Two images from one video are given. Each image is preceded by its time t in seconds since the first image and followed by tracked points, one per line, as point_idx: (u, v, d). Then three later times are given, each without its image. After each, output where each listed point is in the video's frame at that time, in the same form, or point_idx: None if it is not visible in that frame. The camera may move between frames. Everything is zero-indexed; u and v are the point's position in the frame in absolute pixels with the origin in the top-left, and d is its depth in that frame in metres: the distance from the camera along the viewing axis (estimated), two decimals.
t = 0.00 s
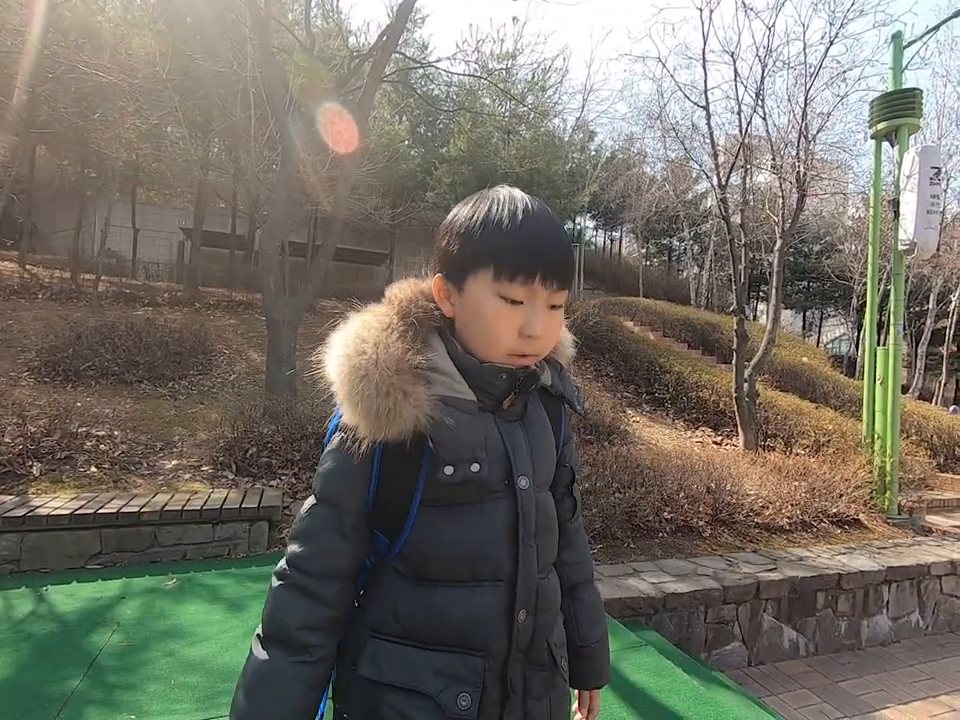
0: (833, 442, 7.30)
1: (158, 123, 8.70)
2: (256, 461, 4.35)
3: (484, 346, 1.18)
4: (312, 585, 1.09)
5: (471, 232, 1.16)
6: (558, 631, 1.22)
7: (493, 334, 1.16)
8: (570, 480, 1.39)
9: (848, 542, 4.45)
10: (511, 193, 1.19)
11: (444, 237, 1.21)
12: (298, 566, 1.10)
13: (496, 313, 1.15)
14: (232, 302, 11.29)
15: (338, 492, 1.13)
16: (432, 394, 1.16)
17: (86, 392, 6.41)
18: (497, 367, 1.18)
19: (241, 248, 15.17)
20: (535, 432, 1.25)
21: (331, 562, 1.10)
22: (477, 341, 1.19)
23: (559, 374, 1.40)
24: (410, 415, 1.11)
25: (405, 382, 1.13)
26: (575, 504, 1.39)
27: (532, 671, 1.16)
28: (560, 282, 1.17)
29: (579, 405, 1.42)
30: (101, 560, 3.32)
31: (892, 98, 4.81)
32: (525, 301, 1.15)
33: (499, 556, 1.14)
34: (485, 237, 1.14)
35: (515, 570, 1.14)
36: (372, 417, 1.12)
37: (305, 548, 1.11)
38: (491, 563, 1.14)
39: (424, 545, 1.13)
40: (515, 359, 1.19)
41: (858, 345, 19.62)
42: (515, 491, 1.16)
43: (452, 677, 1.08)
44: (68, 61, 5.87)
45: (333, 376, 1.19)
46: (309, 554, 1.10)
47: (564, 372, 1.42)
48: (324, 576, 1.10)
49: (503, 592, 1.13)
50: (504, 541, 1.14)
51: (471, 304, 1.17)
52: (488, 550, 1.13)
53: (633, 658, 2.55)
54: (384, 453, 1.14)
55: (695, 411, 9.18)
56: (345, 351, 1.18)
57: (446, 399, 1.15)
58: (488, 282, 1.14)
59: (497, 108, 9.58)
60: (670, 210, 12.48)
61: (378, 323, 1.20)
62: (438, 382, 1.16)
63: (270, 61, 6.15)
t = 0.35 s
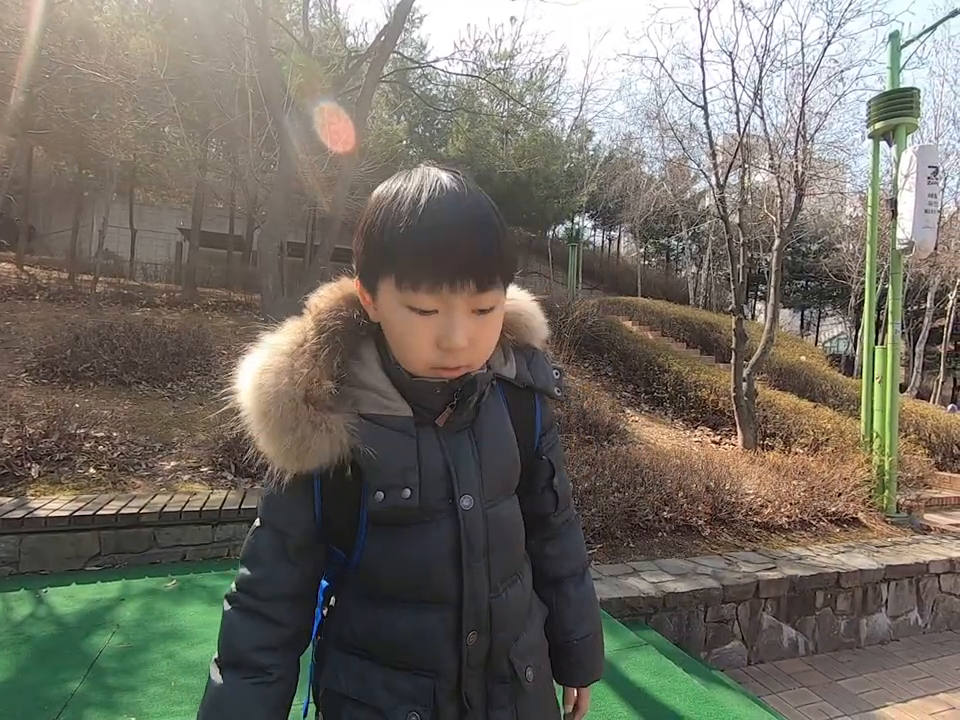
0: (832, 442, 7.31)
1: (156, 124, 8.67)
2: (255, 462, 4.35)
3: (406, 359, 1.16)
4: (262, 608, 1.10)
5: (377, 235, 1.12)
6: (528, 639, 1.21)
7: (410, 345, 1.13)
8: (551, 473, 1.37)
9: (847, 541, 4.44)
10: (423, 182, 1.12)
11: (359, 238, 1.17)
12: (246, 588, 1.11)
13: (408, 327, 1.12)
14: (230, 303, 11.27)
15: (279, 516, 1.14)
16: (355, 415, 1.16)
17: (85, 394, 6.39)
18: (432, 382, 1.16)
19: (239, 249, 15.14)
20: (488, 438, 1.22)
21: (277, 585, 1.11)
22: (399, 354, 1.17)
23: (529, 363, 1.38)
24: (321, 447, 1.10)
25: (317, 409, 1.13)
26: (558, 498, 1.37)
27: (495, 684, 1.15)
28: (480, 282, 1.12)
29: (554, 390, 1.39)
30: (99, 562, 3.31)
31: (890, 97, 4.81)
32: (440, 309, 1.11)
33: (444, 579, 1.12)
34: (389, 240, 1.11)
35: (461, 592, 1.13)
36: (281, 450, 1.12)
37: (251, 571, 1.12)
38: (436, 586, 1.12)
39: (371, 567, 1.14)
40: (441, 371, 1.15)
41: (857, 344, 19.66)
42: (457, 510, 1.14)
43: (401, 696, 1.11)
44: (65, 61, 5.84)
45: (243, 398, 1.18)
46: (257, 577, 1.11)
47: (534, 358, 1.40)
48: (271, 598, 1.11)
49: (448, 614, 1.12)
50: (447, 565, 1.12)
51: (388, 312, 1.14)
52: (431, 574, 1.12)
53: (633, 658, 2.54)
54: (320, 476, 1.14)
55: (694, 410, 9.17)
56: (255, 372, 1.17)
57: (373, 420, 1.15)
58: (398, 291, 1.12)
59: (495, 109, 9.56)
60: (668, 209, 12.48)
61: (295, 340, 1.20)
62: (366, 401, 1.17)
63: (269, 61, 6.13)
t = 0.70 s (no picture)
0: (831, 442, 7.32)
1: (156, 124, 8.66)
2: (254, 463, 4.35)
3: (442, 364, 1.15)
4: (267, 622, 1.08)
5: (426, 240, 1.10)
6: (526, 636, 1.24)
7: (450, 350, 1.13)
8: (537, 473, 1.36)
9: (846, 541, 4.45)
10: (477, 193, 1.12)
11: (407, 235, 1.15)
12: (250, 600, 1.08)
13: (455, 334, 1.11)
14: (229, 303, 11.27)
15: (288, 526, 1.10)
16: (387, 420, 1.14)
17: (84, 394, 6.38)
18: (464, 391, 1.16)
19: (239, 249, 15.13)
20: (500, 444, 1.24)
21: (282, 599, 1.08)
22: (433, 359, 1.16)
23: (529, 368, 1.39)
24: (360, 453, 1.09)
25: (355, 412, 1.10)
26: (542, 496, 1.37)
27: (499, 683, 1.17)
28: (529, 296, 1.12)
29: (546, 394, 1.42)
30: (99, 562, 3.31)
31: (889, 98, 4.82)
32: (487, 320, 1.10)
33: (464, 583, 1.13)
34: (441, 245, 1.09)
35: (482, 597, 1.15)
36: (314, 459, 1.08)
37: (257, 585, 1.08)
38: (454, 593, 1.13)
39: (383, 577, 1.12)
40: (475, 379, 1.15)
41: (856, 344, 19.68)
42: (483, 515, 1.15)
43: (412, 699, 1.10)
44: (64, 60, 5.84)
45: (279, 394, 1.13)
46: (256, 588, 1.08)
47: (532, 362, 1.41)
48: (276, 612, 1.08)
49: (467, 614, 1.14)
50: (470, 569, 1.14)
51: (430, 317, 1.13)
52: (452, 580, 1.13)
53: (632, 659, 2.54)
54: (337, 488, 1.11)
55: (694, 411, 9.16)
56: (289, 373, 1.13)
57: (404, 427, 1.14)
58: (448, 297, 1.10)
59: (495, 109, 9.55)
60: (667, 210, 12.48)
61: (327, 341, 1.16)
62: (397, 406, 1.16)
63: (269, 61, 6.13)
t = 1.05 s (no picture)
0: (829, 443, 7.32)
1: (154, 124, 8.66)
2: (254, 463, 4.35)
3: (548, 362, 1.18)
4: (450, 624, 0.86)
5: (558, 253, 1.15)
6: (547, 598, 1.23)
7: (559, 354, 1.18)
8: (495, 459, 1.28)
9: (844, 542, 4.45)
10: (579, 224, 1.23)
11: (529, 245, 1.16)
12: (429, 604, 0.84)
13: (571, 338, 1.18)
14: (228, 302, 11.29)
15: (460, 510, 0.90)
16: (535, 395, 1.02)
17: (82, 393, 6.39)
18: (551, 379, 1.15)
19: (237, 249, 15.15)
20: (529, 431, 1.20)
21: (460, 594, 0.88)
22: (544, 357, 1.17)
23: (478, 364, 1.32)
24: (543, 431, 0.99)
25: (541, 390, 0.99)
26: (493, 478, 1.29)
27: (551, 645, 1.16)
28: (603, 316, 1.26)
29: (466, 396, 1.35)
30: (96, 563, 3.30)
31: (888, 99, 4.83)
32: (587, 331, 1.20)
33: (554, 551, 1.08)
34: (572, 259, 1.16)
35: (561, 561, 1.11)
36: (504, 440, 0.94)
37: (437, 583, 0.86)
38: (548, 564, 1.07)
39: (492, 562, 1.01)
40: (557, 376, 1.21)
41: (854, 344, 19.67)
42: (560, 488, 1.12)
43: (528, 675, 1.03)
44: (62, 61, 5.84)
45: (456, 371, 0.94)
46: (437, 589, 0.85)
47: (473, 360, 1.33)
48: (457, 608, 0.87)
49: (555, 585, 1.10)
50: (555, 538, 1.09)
51: (554, 323, 1.16)
52: (549, 550, 1.07)
53: (631, 659, 2.54)
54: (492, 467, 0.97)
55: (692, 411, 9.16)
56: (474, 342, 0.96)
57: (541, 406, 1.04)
58: (569, 307, 1.17)
59: (494, 109, 9.55)
60: (666, 210, 12.48)
61: (481, 317, 1.02)
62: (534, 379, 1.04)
63: (267, 63, 6.13)
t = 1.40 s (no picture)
0: (826, 442, 7.32)
1: (152, 123, 8.64)
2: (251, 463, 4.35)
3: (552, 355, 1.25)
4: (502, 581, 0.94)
5: (553, 254, 1.25)
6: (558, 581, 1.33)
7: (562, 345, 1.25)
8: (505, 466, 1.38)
9: (841, 541, 4.46)
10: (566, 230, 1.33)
11: (525, 249, 1.26)
12: (487, 565, 0.92)
13: (572, 330, 1.26)
14: (226, 302, 11.27)
15: (505, 480, 0.98)
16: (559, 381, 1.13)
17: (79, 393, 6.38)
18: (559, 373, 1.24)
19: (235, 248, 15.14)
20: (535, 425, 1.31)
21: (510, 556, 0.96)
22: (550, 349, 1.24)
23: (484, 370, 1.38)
24: (569, 412, 1.10)
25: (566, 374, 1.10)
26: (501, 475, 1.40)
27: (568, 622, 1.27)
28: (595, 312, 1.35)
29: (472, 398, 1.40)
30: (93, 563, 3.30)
31: (885, 98, 4.83)
32: (583, 325, 1.29)
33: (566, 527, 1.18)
34: (566, 259, 1.25)
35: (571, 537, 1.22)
36: (543, 416, 1.05)
37: (494, 545, 0.93)
38: (565, 540, 1.16)
39: (522, 537, 1.09)
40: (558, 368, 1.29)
41: (851, 344, 19.67)
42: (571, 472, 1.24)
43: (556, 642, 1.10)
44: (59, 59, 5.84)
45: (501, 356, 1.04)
46: (496, 551, 0.93)
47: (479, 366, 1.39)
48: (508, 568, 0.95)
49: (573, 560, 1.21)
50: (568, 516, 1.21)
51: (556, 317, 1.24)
52: (564, 527, 1.17)
53: (628, 658, 2.54)
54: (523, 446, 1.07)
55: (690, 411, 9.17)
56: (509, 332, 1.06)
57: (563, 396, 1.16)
58: (568, 304, 1.25)
59: (493, 110, 9.55)
60: (664, 211, 12.49)
61: (506, 311, 1.11)
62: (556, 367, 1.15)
63: (265, 63, 6.12)
